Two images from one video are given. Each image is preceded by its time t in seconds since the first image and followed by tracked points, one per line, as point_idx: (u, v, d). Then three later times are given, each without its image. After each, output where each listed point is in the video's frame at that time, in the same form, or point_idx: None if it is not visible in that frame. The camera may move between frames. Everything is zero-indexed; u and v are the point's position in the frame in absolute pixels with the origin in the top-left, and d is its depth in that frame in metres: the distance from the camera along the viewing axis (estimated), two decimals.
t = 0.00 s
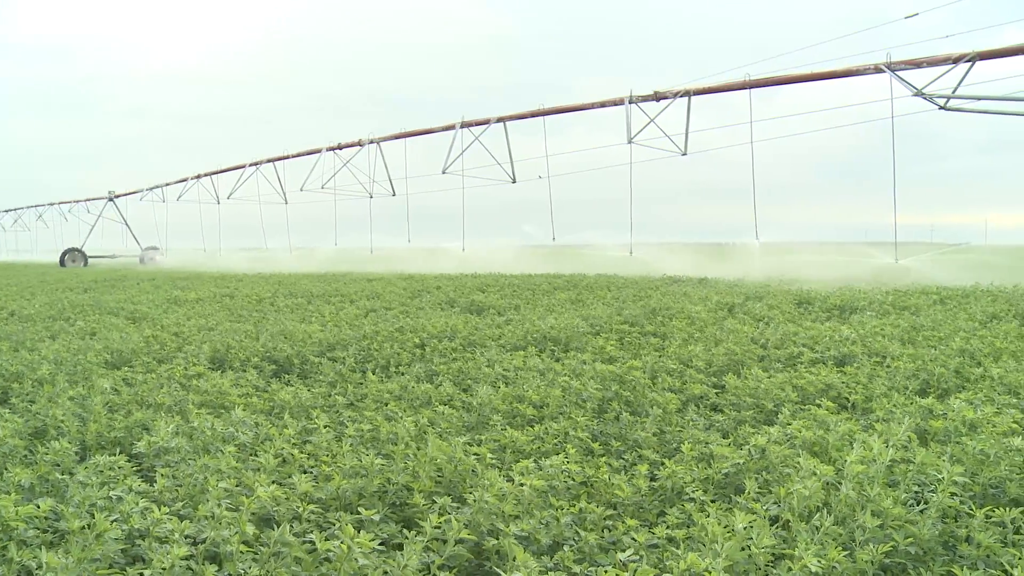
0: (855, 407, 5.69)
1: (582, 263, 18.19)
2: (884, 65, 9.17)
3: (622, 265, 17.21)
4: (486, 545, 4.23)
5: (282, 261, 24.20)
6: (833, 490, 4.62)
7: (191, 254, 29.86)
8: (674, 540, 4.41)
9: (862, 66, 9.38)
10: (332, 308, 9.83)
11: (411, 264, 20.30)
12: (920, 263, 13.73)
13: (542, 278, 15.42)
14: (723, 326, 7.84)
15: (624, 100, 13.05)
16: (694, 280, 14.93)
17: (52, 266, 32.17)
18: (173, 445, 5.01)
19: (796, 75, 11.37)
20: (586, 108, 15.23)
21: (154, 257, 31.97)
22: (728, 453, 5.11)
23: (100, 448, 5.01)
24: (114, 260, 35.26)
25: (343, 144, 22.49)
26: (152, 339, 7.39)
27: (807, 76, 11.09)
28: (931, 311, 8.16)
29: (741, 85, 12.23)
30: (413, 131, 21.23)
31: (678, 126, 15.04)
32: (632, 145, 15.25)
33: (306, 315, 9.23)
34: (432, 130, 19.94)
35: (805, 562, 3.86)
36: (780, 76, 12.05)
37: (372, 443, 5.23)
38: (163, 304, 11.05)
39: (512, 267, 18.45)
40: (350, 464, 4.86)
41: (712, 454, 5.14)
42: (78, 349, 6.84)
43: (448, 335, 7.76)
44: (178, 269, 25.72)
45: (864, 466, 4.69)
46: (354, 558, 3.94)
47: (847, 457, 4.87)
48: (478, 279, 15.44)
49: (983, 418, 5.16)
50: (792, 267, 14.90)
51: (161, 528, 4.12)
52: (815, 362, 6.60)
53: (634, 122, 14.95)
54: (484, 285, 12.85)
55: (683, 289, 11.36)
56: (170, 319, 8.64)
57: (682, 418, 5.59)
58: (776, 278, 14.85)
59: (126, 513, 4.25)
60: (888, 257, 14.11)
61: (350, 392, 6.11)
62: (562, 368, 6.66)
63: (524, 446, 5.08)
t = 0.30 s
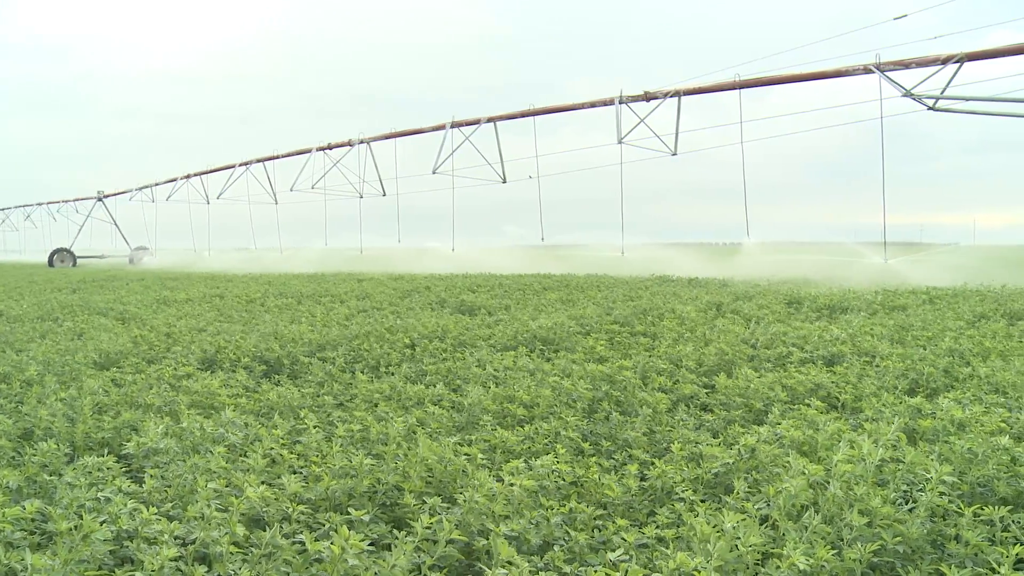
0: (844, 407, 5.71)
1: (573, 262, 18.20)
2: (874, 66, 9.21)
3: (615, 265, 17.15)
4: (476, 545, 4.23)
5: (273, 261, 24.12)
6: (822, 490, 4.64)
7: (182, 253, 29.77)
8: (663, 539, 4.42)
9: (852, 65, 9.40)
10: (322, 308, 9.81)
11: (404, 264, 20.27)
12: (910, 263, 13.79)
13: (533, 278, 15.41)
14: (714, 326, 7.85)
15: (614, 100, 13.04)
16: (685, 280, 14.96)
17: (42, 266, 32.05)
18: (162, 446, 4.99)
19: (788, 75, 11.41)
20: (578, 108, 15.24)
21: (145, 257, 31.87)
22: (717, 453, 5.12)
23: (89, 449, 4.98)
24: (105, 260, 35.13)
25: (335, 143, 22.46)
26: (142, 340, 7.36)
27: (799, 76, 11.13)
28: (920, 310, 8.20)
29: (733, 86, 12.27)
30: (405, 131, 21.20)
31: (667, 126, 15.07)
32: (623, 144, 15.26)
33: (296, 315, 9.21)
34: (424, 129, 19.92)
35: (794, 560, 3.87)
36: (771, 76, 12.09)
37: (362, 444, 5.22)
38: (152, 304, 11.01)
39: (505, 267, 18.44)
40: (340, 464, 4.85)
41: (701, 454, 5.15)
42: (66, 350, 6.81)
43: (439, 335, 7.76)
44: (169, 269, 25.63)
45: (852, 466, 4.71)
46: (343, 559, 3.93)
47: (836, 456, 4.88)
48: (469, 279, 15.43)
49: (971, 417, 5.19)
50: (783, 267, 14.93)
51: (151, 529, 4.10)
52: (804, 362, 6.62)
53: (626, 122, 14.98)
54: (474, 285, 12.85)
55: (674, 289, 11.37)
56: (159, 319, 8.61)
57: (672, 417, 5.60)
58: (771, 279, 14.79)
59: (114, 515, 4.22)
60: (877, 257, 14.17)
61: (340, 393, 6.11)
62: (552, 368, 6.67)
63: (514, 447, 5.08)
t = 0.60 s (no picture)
0: (834, 407, 5.73)
1: (566, 262, 18.18)
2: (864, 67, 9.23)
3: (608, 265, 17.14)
4: (467, 546, 4.22)
5: (265, 261, 24.06)
6: (812, 489, 4.64)
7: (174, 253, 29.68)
8: (654, 539, 4.42)
9: (842, 65, 9.41)
10: (312, 308, 9.79)
11: (398, 264, 20.25)
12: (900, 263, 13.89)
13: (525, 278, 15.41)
14: (704, 326, 7.86)
15: (605, 100, 13.02)
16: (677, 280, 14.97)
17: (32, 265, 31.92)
18: (152, 446, 4.97)
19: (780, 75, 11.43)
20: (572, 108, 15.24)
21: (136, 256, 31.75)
22: (708, 453, 5.12)
23: (78, 450, 4.96)
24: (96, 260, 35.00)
25: (327, 143, 22.42)
26: (131, 340, 7.35)
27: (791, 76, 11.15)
28: (910, 310, 8.23)
29: (726, 86, 12.28)
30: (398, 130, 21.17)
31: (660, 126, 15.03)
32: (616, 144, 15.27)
33: (287, 315, 9.19)
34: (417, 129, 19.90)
35: (784, 559, 3.88)
36: (764, 76, 12.11)
37: (353, 444, 5.21)
38: (141, 304, 10.97)
39: (498, 267, 18.44)
40: (330, 465, 4.84)
41: (692, 454, 5.16)
42: (55, 350, 6.79)
43: (429, 335, 7.76)
44: (161, 269, 25.55)
45: (841, 465, 4.72)
46: (333, 559, 3.92)
47: (825, 456, 4.89)
48: (462, 279, 15.41)
49: (960, 417, 5.21)
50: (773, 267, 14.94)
51: (140, 530, 4.08)
52: (795, 361, 6.63)
53: (619, 122, 14.98)
54: (466, 285, 12.85)
55: (665, 289, 11.38)
56: (149, 320, 8.58)
57: (663, 417, 5.60)
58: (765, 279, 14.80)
59: (103, 516, 4.20)
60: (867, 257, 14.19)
61: (331, 393, 6.10)
62: (543, 368, 6.67)
63: (505, 447, 5.08)
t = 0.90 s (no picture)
0: (824, 406, 5.75)
1: (558, 263, 18.17)
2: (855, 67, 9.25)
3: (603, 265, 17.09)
4: (457, 546, 4.22)
5: (258, 261, 24.00)
6: (802, 489, 4.65)
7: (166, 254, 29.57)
8: (645, 539, 4.42)
9: (833, 66, 9.44)
10: (303, 309, 9.78)
11: (391, 264, 20.20)
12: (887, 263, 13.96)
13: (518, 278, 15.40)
14: (695, 326, 7.86)
15: (596, 100, 13.01)
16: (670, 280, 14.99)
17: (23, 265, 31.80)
18: (141, 447, 4.95)
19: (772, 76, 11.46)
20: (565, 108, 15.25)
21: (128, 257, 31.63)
22: (698, 452, 5.13)
23: (67, 451, 4.94)
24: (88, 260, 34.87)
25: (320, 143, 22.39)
26: (121, 340, 7.33)
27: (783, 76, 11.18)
28: (900, 310, 8.25)
29: (719, 86, 12.29)
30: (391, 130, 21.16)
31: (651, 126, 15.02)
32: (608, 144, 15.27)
33: (277, 316, 9.17)
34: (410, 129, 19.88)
35: (774, 558, 3.88)
36: (756, 77, 12.14)
37: (343, 444, 5.21)
38: (131, 305, 10.93)
39: (493, 267, 18.39)
40: (321, 465, 4.84)
41: (683, 454, 5.16)
42: (44, 351, 6.76)
43: (421, 335, 7.75)
44: (153, 270, 25.46)
45: (831, 464, 4.73)
46: (324, 560, 3.91)
47: (815, 455, 4.91)
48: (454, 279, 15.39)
49: (950, 416, 5.23)
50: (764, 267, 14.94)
51: (130, 531, 4.07)
52: (786, 361, 6.65)
53: (611, 122, 14.99)
54: (457, 285, 12.83)
55: (656, 289, 11.39)
56: (139, 320, 8.56)
57: (654, 417, 5.61)
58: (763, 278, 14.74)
59: (93, 517, 4.18)
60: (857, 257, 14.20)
61: (321, 393, 6.09)
62: (534, 368, 6.67)
63: (496, 447, 5.08)
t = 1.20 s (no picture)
0: (814, 406, 5.76)
1: (549, 263, 18.14)
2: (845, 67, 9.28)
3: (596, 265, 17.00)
4: (447, 546, 4.21)
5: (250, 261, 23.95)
6: (791, 488, 4.66)
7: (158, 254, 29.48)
8: (635, 538, 4.43)
9: (821, 66, 9.46)
10: (293, 309, 9.76)
11: (383, 265, 20.15)
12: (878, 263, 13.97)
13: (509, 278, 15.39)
14: (685, 326, 7.87)
15: (585, 100, 13.02)
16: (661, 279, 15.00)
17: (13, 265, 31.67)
18: (130, 448, 4.93)
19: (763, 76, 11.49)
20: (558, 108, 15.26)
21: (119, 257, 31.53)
22: (688, 452, 5.14)
23: (56, 452, 4.92)
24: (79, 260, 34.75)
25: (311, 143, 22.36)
26: (110, 341, 7.31)
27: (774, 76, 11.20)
28: (889, 310, 8.28)
29: (710, 86, 12.31)
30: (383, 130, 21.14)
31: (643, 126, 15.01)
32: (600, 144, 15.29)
33: (267, 316, 9.16)
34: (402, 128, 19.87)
35: (763, 557, 3.88)
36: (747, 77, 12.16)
37: (333, 445, 5.20)
38: (121, 305, 10.90)
39: (485, 268, 18.29)
40: (310, 466, 4.83)
41: (673, 453, 5.17)
42: (32, 351, 6.74)
43: (411, 335, 7.75)
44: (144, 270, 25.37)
45: (820, 464, 4.75)
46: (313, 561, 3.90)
47: (804, 454, 4.92)
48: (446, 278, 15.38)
49: (938, 415, 5.24)
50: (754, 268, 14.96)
51: (118, 532, 4.05)
52: (775, 361, 6.66)
53: (604, 122, 15.00)
54: (448, 285, 12.82)
55: (646, 289, 11.40)
56: (128, 320, 8.54)
57: (644, 417, 5.61)
58: (769, 278, 14.80)
59: (81, 518, 4.16)
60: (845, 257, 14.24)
61: (311, 394, 6.08)
62: (524, 368, 6.67)
63: (486, 447, 5.08)
